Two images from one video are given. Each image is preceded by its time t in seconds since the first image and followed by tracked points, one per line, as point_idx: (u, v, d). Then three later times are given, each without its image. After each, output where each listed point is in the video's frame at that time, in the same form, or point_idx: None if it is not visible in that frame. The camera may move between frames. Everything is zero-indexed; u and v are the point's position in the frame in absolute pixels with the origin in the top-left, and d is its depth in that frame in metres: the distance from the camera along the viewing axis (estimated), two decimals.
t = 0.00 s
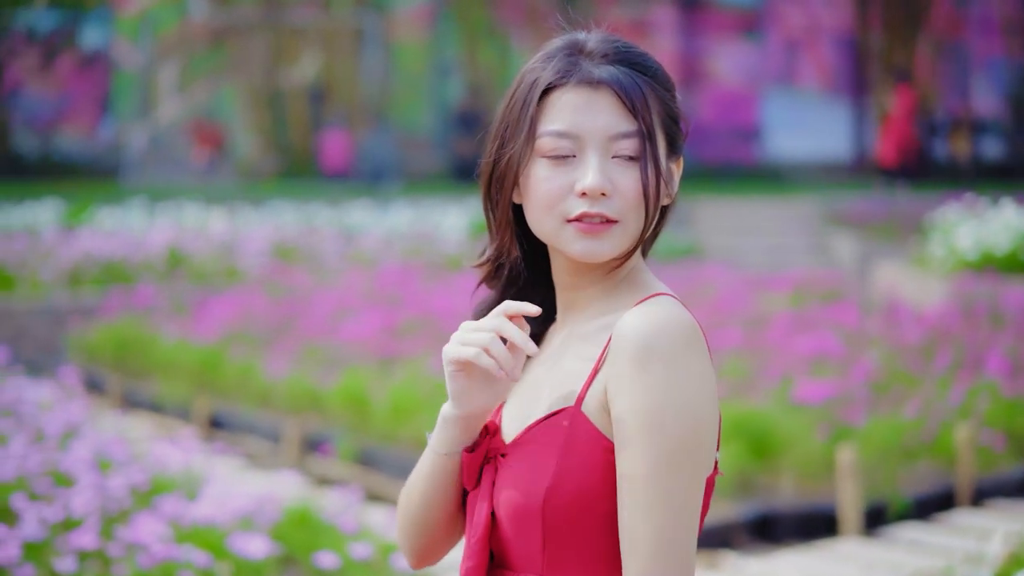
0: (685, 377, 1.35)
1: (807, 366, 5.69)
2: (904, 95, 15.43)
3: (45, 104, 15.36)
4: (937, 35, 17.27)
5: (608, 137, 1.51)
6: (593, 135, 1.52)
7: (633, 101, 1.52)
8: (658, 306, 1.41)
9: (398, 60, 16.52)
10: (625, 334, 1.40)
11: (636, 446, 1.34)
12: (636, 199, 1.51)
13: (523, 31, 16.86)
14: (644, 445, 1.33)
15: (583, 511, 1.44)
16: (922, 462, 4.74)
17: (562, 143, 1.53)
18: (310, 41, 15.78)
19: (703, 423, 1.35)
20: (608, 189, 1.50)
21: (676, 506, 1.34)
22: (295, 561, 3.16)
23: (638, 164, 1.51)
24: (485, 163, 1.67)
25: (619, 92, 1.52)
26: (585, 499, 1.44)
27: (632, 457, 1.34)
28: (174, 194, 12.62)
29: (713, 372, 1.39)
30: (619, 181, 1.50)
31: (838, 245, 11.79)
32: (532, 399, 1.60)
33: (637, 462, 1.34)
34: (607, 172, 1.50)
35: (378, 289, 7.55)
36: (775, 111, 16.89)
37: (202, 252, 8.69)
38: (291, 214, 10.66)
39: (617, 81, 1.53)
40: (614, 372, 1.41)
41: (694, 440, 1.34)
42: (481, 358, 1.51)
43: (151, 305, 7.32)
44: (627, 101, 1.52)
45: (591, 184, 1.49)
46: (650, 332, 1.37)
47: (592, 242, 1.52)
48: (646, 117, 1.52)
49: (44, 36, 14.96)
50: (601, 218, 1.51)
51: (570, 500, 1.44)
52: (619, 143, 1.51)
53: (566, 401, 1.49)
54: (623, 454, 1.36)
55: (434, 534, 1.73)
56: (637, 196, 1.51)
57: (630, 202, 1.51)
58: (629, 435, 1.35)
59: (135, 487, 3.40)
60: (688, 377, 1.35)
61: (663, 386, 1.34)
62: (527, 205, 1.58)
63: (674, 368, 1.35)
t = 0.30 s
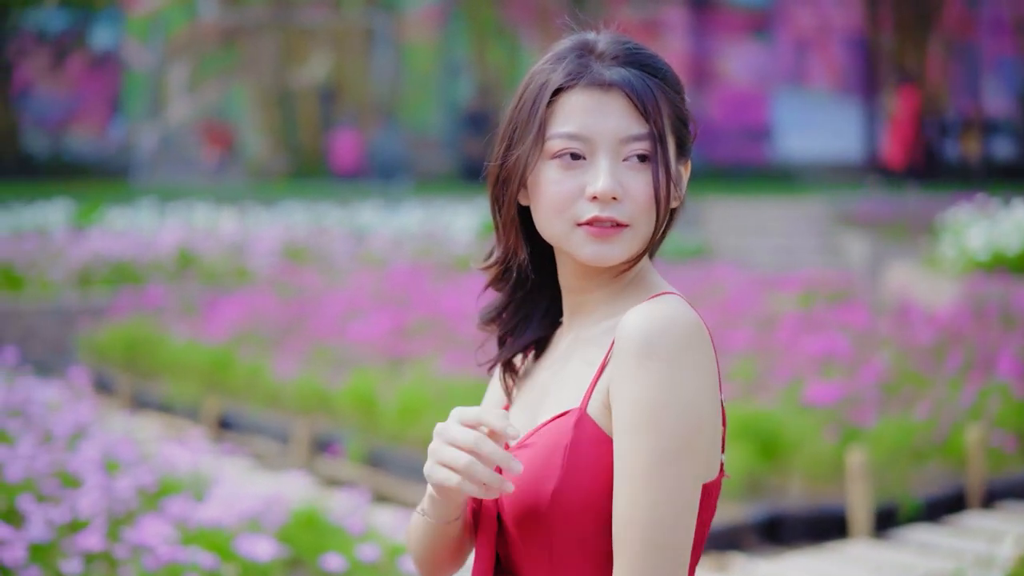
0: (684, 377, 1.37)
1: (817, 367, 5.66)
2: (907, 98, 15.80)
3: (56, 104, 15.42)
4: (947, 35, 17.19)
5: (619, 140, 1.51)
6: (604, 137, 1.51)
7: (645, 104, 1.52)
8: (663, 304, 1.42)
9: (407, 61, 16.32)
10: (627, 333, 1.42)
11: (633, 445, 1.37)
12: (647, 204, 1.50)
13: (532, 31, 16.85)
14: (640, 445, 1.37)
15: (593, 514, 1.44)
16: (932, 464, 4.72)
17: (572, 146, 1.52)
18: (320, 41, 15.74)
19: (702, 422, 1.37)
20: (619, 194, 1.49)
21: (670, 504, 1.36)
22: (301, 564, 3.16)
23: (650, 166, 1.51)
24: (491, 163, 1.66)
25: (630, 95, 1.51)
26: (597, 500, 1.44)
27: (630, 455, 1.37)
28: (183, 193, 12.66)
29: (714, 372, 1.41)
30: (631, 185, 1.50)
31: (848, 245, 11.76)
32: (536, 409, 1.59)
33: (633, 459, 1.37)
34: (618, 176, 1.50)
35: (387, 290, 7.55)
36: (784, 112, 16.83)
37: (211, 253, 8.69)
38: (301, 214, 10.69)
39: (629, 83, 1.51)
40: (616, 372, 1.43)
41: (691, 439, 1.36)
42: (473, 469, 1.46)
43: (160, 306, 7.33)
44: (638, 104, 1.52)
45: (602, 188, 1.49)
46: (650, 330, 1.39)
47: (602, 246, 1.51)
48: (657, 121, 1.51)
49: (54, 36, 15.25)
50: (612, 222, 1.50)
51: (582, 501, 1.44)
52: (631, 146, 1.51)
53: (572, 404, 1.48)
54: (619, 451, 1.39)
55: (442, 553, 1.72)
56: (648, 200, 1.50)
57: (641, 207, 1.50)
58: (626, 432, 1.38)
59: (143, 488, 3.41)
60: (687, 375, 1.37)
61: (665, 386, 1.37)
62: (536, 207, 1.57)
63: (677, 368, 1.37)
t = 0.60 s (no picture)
0: (682, 382, 1.36)
1: (826, 368, 5.64)
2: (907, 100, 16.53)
3: (63, 104, 15.28)
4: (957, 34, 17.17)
5: (626, 142, 1.49)
6: (610, 139, 1.50)
7: (652, 105, 1.50)
8: (666, 307, 1.41)
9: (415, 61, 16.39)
10: (631, 337, 1.41)
11: (632, 449, 1.37)
12: (653, 206, 1.49)
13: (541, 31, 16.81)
14: (641, 450, 1.36)
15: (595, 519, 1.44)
16: (941, 466, 4.70)
17: (578, 147, 1.51)
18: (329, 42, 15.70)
19: (699, 429, 1.37)
20: (624, 196, 1.47)
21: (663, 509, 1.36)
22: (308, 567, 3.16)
23: (656, 168, 1.49)
24: (497, 165, 1.65)
25: (638, 95, 1.50)
26: (599, 503, 1.44)
27: (629, 460, 1.37)
28: (191, 194, 12.66)
29: (717, 376, 1.39)
30: (637, 188, 1.48)
31: (857, 245, 11.72)
32: (542, 414, 1.58)
33: (630, 463, 1.37)
34: (625, 178, 1.48)
35: (395, 290, 7.54)
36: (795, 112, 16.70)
37: (219, 253, 8.70)
38: (309, 215, 10.69)
39: (636, 84, 1.50)
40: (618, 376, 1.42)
41: (690, 445, 1.36)
42: None
43: (167, 306, 7.33)
44: (646, 104, 1.50)
45: (608, 191, 1.47)
46: (649, 334, 1.38)
47: (607, 248, 1.49)
48: (664, 122, 1.50)
49: (63, 36, 15.15)
50: (618, 224, 1.49)
51: (584, 505, 1.43)
52: (637, 148, 1.49)
53: (575, 408, 1.48)
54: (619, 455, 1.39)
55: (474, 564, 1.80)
56: (655, 203, 1.49)
57: (648, 210, 1.49)
58: (628, 437, 1.37)
59: (149, 490, 3.41)
60: (686, 382, 1.36)
61: (666, 392, 1.36)
62: (541, 208, 1.56)
63: (679, 373, 1.36)
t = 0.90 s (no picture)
0: (683, 390, 1.34)
1: (834, 369, 5.60)
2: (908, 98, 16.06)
3: (71, 105, 15.05)
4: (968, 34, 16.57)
5: (628, 140, 1.47)
6: (612, 138, 1.47)
7: (654, 103, 1.48)
8: (668, 311, 1.39)
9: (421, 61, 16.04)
10: (632, 340, 1.39)
11: (631, 455, 1.35)
12: (656, 206, 1.46)
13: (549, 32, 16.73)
14: (640, 456, 1.34)
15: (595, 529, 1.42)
16: (951, 468, 4.66)
17: (579, 145, 1.49)
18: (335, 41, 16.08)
19: (700, 436, 1.34)
20: (626, 195, 1.45)
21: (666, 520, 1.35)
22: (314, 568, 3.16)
23: (658, 167, 1.47)
24: (499, 168, 1.64)
25: (639, 93, 1.47)
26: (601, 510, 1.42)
27: (628, 467, 1.35)
28: (198, 194, 12.65)
29: (720, 380, 1.37)
30: (639, 187, 1.46)
31: (866, 246, 11.66)
32: (544, 419, 1.57)
33: (630, 469, 1.35)
34: (627, 177, 1.46)
35: (402, 290, 7.52)
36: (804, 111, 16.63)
37: (226, 253, 8.70)
38: (316, 215, 10.68)
39: (638, 81, 1.48)
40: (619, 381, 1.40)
41: (692, 451, 1.34)
42: None
43: (174, 306, 7.33)
44: (648, 102, 1.48)
45: (609, 190, 1.45)
46: (649, 340, 1.36)
47: (609, 248, 1.47)
48: (667, 120, 1.48)
49: (71, 36, 14.82)
50: (620, 224, 1.47)
51: (584, 513, 1.42)
52: (640, 145, 1.47)
53: (576, 415, 1.47)
54: (619, 461, 1.37)
55: None
56: (658, 202, 1.46)
57: (650, 209, 1.46)
58: (628, 443, 1.35)
59: (153, 492, 3.40)
60: (687, 389, 1.34)
61: (667, 396, 1.34)
62: (543, 209, 1.54)
63: (680, 378, 1.34)
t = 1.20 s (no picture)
0: (682, 395, 1.32)
1: (840, 370, 5.57)
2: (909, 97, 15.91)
3: (75, 105, 15.51)
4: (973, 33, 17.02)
5: (624, 139, 1.45)
6: (608, 138, 1.46)
7: (650, 102, 1.46)
8: (666, 315, 1.37)
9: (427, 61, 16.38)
10: (630, 344, 1.37)
11: (629, 461, 1.33)
12: (654, 206, 1.45)
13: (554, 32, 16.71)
14: (637, 462, 1.33)
15: (592, 536, 1.40)
16: (957, 470, 4.63)
17: (575, 145, 1.48)
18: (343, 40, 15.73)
19: (701, 440, 1.33)
20: (623, 195, 1.44)
21: (665, 528, 1.33)
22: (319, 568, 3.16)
23: (656, 166, 1.45)
24: (496, 170, 1.63)
25: (635, 91, 1.46)
26: (599, 518, 1.40)
27: (626, 474, 1.34)
28: (204, 194, 12.67)
29: (718, 383, 1.35)
30: (636, 186, 1.44)
31: (871, 246, 11.65)
32: (544, 424, 1.56)
33: (629, 475, 1.33)
34: (623, 176, 1.44)
35: (407, 290, 7.51)
36: (809, 112, 16.61)
37: (231, 253, 8.71)
38: (321, 215, 10.69)
39: (633, 79, 1.46)
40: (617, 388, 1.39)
41: (690, 456, 1.32)
42: None
43: (178, 306, 7.33)
44: (644, 100, 1.46)
45: (606, 190, 1.44)
46: (648, 344, 1.34)
47: (606, 248, 1.45)
48: (664, 118, 1.46)
49: (75, 36, 15.42)
50: (617, 224, 1.45)
51: (582, 520, 1.40)
52: (636, 145, 1.45)
53: (575, 420, 1.45)
54: (617, 469, 1.35)
55: None
56: (655, 203, 1.45)
57: (648, 209, 1.44)
58: (626, 449, 1.34)
59: (155, 492, 3.39)
60: (686, 394, 1.32)
61: (664, 401, 1.32)
62: (540, 210, 1.52)
63: (677, 383, 1.32)
